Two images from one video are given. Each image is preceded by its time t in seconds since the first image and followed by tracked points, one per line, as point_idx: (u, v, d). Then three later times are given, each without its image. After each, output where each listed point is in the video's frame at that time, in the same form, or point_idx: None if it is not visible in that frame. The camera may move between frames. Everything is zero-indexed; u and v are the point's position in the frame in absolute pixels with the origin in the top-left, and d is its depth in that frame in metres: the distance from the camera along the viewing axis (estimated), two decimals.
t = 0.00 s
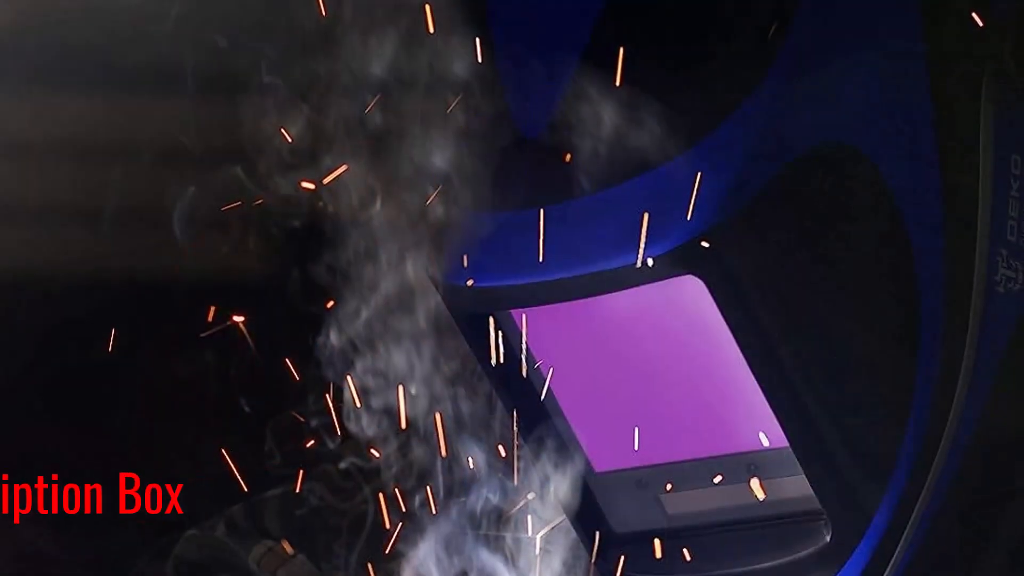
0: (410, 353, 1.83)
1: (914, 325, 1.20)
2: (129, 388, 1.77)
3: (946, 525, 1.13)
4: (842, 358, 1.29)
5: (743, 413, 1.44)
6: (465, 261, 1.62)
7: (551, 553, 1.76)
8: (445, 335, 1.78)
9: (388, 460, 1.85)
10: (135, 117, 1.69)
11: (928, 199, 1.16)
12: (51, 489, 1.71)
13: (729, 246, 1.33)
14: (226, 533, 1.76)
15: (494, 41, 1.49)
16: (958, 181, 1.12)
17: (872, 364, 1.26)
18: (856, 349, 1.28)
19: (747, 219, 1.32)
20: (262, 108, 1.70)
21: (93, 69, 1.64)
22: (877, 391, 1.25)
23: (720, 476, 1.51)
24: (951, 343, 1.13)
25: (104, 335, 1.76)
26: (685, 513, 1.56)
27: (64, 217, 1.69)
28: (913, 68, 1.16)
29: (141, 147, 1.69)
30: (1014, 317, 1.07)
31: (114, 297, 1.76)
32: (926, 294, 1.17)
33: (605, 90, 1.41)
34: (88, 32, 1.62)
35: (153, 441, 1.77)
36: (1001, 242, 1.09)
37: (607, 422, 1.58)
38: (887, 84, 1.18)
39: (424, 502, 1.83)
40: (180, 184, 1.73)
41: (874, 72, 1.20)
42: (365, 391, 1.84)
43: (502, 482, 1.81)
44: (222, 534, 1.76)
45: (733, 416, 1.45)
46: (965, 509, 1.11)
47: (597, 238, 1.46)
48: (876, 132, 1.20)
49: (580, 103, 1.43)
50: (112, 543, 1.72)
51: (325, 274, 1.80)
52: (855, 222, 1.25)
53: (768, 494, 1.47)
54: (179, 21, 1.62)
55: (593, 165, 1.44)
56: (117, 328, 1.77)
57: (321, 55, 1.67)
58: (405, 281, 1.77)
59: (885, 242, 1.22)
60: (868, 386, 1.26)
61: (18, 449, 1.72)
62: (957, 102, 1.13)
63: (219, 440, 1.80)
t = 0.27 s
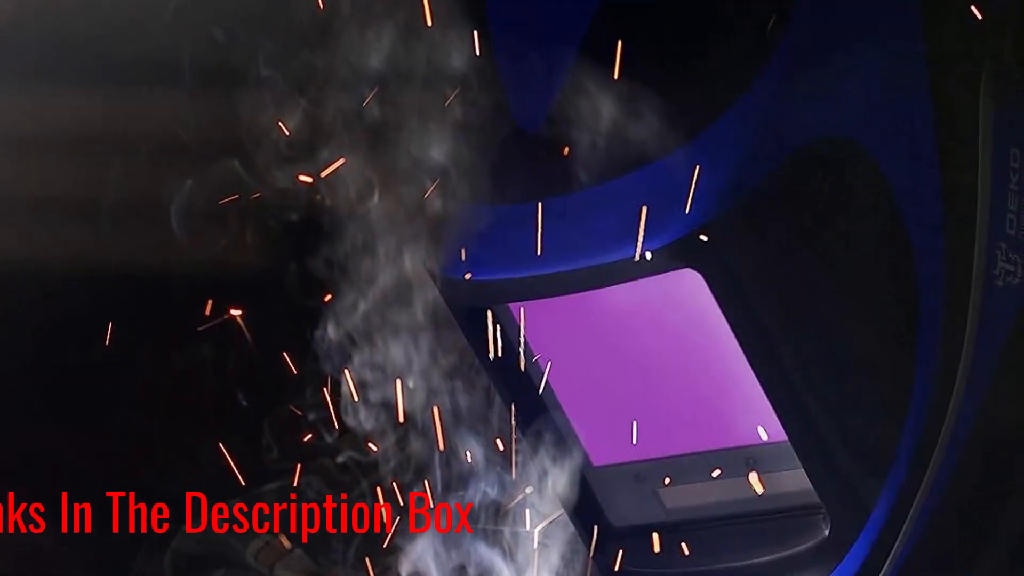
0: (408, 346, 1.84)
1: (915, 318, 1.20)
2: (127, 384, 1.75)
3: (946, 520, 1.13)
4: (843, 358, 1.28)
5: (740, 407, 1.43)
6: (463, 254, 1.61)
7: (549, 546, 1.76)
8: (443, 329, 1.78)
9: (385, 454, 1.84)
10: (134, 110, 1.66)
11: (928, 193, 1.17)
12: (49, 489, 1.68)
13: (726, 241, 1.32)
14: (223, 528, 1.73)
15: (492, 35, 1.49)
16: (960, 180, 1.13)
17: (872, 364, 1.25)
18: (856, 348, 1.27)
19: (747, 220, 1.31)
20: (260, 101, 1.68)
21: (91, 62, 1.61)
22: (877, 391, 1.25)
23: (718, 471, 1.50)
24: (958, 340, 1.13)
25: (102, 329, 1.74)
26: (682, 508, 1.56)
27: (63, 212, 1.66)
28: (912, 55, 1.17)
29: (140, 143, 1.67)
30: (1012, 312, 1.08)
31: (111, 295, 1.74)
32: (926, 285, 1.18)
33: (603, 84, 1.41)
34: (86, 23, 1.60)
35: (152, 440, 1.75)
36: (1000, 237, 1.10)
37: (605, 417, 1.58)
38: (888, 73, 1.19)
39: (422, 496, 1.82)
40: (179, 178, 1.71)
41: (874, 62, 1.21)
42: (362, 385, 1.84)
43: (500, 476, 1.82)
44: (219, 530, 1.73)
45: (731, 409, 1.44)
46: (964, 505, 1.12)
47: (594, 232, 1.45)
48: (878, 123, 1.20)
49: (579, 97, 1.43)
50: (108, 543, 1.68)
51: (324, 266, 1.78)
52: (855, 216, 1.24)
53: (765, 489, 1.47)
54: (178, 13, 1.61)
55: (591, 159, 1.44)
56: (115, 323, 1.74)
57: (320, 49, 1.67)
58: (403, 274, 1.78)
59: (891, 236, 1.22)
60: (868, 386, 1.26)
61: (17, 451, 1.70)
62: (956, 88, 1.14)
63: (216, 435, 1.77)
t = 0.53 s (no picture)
0: (405, 338, 1.82)
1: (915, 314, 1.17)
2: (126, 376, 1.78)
3: (941, 519, 1.08)
4: (843, 359, 1.27)
5: (739, 397, 1.41)
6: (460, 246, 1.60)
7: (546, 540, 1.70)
8: (440, 320, 1.78)
9: (382, 445, 1.84)
10: (131, 99, 1.66)
11: (928, 189, 1.11)
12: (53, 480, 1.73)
13: (724, 231, 1.30)
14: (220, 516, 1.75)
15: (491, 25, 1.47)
16: (957, 172, 1.07)
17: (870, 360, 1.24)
18: (856, 348, 1.26)
19: (747, 216, 1.30)
20: (256, 91, 1.67)
21: (85, 53, 1.59)
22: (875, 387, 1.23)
23: (716, 463, 1.48)
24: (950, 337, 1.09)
25: (98, 319, 1.77)
26: (680, 499, 1.55)
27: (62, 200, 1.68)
28: (912, 50, 1.12)
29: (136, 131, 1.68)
30: (1010, 304, 1.03)
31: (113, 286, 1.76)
32: (925, 284, 1.14)
33: (603, 75, 1.40)
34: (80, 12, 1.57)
35: (147, 429, 1.79)
36: (1000, 227, 1.03)
37: (603, 407, 1.57)
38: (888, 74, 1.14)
39: (419, 488, 1.84)
40: (175, 168, 1.71)
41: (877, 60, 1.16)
42: (360, 376, 1.83)
43: (497, 468, 1.80)
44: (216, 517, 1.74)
45: (730, 401, 1.42)
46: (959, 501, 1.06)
47: (591, 222, 1.43)
48: (879, 120, 1.16)
49: (576, 87, 1.42)
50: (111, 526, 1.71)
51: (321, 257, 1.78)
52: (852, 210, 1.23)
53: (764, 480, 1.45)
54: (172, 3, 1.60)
55: (588, 149, 1.42)
56: (111, 315, 1.77)
57: (316, 38, 1.65)
58: (399, 265, 1.77)
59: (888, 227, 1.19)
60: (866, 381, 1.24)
61: (18, 447, 1.75)
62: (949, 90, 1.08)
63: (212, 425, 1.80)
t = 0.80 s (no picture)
0: (401, 327, 1.82)
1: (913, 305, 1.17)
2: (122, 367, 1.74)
3: (943, 506, 1.12)
4: (840, 354, 1.25)
5: (736, 388, 1.41)
6: (456, 235, 1.57)
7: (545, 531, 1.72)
8: (438, 309, 1.77)
9: (379, 435, 1.81)
10: (127, 86, 1.64)
11: (926, 175, 1.14)
12: (43, 473, 1.67)
13: (722, 220, 1.29)
14: (217, 508, 1.73)
15: (486, 13, 1.46)
16: (958, 158, 1.11)
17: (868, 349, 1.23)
18: (853, 343, 1.24)
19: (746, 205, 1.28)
20: (253, 79, 1.66)
21: (80, 37, 1.58)
22: (872, 378, 1.22)
23: (713, 453, 1.49)
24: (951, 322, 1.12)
25: (92, 309, 1.71)
26: (678, 489, 1.56)
27: (54, 189, 1.64)
28: (912, 39, 1.15)
29: (132, 119, 1.66)
30: (1010, 293, 1.07)
31: (103, 281, 1.71)
32: (924, 271, 1.16)
33: (598, 64, 1.39)
34: None
35: (144, 423, 1.73)
36: (999, 219, 1.08)
37: (601, 397, 1.56)
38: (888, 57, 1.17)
39: (415, 478, 1.79)
40: (170, 156, 1.69)
41: (874, 46, 1.19)
42: (355, 366, 1.81)
43: (493, 457, 1.80)
44: (213, 509, 1.73)
45: (727, 391, 1.42)
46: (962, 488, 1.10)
47: (589, 210, 1.41)
48: (878, 110, 1.18)
49: (574, 76, 1.41)
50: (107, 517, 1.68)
51: (317, 244, 1.76)
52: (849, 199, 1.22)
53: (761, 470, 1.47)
54: None
55: (585, 138, 1.41)
56: (108, 303, 1.72)
57: (313, 28, 1.65)
58: (396, 255, 1.77)
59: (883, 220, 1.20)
60: (864, 373, 1.23)
61: (12, 447, 1.68)
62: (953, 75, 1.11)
63: (208, 416, 1.75)
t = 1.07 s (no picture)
0: (396, 313, 1.78)
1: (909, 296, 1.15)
2: (115, 354, 1.72)
3: (939, 493, 1.10)
4: (838, 341, 1.24)
5: (731, 375, 1.41)
6: (451, 221, 1.55)
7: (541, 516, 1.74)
8: (433, 296, 1.74)
9: (374, 423, 1.79)
10: (122, 73, 1.64)
11: (924, 170, 1.10)
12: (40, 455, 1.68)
13: (717, 207, 1.29)
14: (211, 497, 1.73)
15: None
16: (954, 148, 1.06)
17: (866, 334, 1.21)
18: (852, 328, 1.23)
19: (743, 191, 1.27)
20: (247, 65, 1.65)
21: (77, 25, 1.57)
22: (870, 364, 1.21)
23: (710, 440, 1.49)
24: (945, 313, 1.09)
25: (87, 294, 1.71)
26: (675, 476, 1.56)
27: (49, 174, 1.64)
28: (909, 28, 1.10)
29: (128, 107, 1.66)
30: (1006, 281, 1.03)
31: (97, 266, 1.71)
32: (919, 265, 1.13)
33: (594, 50, 1.36)
34: None
35: (138, 410, 1.73)
36: (995, 202, 1.03)
37: (597, 384, 1.55)
38: (883, 49, 1.13)
39: (410, 465, 1.78)
40: (164, 143, 1.69)
41: (869, 34, 1.14)
42: (350, 353, 1.79)
43: (490, 445, 1.77)
44: (208, 498, 1.73)
45: (722, 377, 1.42)
46: (959, 477, 1.08)
47: (585, 196, 1.40)
48: (879, 98, 1.13)
49: (569, 62, 1.38)
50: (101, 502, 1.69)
51: (312, 229, 1.75)
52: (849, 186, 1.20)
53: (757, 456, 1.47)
54: None
55: (581, 124, 1.39)
56: (100, 289, 1.72)
57: (307, 14, 1.61)
58: (391, 241, 1.74)
59: (874, 211, 1.18)
60: (863, 358, 1.22)
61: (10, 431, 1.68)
62: (949, 64, 1.06)
63: (202, 403, 1.75)
